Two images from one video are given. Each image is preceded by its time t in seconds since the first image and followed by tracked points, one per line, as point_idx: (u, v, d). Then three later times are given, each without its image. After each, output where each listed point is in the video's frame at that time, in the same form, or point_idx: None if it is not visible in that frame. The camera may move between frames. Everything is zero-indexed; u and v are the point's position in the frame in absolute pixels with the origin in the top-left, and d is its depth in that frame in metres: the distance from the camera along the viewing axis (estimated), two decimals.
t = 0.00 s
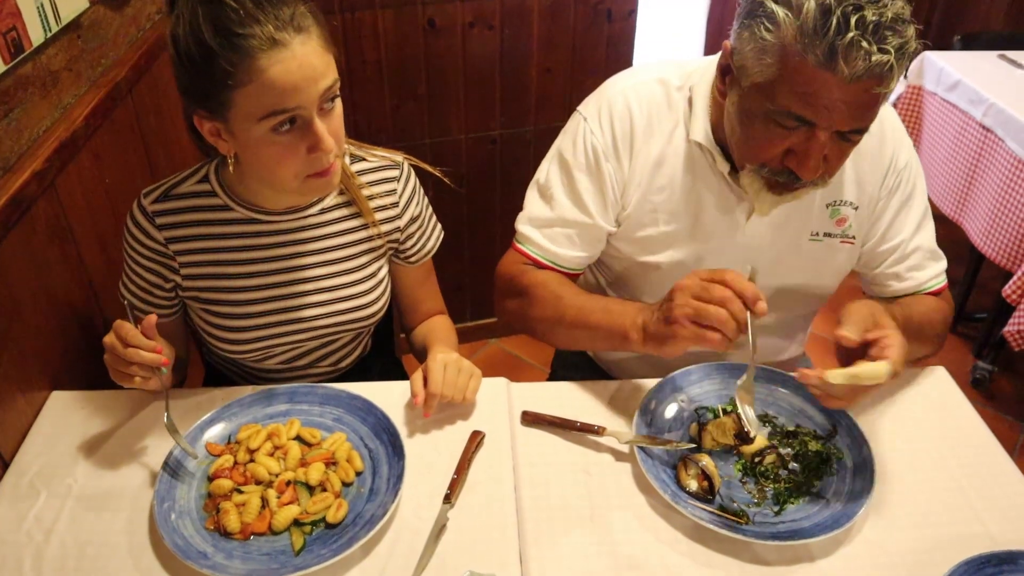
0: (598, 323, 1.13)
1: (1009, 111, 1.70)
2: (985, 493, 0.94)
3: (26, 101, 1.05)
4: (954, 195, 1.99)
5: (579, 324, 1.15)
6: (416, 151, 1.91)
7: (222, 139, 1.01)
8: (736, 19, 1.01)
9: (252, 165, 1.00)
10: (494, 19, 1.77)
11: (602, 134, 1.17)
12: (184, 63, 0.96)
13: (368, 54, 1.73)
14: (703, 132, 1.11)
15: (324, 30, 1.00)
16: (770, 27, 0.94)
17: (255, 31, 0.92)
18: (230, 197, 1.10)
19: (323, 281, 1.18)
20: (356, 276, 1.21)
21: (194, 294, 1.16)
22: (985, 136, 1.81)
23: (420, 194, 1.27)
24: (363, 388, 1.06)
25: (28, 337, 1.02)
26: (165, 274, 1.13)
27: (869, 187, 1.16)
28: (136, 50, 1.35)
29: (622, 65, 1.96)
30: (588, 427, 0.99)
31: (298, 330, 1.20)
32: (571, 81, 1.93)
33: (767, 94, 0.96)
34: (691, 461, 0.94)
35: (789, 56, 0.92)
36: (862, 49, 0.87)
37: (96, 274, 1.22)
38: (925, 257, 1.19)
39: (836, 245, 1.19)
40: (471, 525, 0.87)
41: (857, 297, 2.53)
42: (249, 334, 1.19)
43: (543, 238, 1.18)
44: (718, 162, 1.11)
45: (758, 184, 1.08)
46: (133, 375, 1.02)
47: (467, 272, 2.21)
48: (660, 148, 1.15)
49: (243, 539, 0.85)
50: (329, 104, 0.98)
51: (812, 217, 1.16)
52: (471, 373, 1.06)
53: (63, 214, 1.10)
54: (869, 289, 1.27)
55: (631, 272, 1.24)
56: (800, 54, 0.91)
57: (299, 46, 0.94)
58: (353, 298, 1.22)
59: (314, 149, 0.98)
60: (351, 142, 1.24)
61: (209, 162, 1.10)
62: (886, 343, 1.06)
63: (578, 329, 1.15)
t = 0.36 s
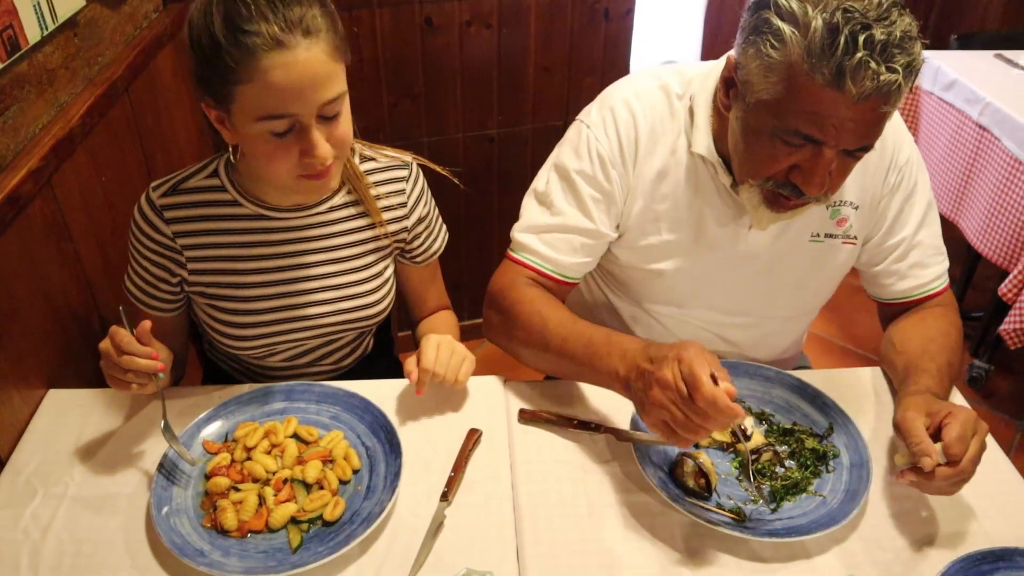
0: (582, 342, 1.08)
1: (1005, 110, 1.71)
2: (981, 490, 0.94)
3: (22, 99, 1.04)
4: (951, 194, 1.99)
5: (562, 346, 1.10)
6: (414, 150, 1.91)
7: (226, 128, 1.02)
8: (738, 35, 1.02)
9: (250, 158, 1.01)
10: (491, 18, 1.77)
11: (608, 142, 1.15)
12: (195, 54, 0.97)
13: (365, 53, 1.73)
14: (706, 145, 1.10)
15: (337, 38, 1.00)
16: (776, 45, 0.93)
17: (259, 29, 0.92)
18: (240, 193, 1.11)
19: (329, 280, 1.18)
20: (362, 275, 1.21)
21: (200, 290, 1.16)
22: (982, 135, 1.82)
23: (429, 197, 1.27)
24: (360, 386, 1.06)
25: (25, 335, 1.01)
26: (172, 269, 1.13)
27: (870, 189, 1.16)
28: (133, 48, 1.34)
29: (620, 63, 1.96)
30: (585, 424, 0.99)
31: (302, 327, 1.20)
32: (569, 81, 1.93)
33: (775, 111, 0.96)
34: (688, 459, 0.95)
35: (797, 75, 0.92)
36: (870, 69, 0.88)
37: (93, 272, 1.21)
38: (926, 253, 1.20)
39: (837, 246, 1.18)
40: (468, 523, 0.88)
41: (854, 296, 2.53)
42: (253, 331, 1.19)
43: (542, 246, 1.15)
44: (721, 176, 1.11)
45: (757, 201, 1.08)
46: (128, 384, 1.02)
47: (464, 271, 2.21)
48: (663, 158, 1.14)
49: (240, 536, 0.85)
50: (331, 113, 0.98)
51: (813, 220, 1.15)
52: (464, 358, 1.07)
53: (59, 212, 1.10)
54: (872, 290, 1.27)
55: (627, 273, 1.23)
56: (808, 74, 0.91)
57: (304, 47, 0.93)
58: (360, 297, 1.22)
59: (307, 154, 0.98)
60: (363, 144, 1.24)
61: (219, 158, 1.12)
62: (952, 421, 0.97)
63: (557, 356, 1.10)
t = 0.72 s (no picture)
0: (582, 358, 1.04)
1: (1005, 108, 1.71)
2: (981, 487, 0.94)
3: (22, 97, 1.04)
4: (950, 192, 1.99)
5: (563, 362, 1.05)
6: (414, 148, 1.92)
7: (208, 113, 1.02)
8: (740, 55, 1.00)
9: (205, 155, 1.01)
10: (491, 15, 1.77)
11: (609, 158, 1.13)
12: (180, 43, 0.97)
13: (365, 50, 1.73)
14: (707, 164, 1.08)
15: (307, 75, 0.97)
16: (778, 77, 0.91)
17: (213, 44, 0.91)
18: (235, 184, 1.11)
19: (317, 274, 1.18)
20: (352, 271, 1.21)
21: (189, 277, 1.16)
22: (981, 133, 1.82)
23: (424, 186, 1.28)
24: (361, 384, 1.06)
25: (25, 332, 1.01)
26: (163, 252, 1.12)
27: (873, 200, 1.15)
28: (133, 45, 1.34)
29: (620, 60, 1.96)
30: (585, 421, 1.00)
31: (288, 321, 1.20)
32: (569, 78, 1.93)
33: (779, 143, 0.94)
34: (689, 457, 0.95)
35: (801, 108, 0.90)
36: (875, 108, 0.86)
37: (93, 269, 1.21)
38: (934, 256, 1.19)
39: (838, 254, 1.18)
40: (469, 521, 0.88)
41: (853, 294, 2.54)
42: (238, 322, 1.19)
43: (545, 265, 1.12)
44: (722, 196, 1.09)
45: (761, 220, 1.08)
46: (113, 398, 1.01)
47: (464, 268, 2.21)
48: (661, 176, 1.12)
49: (241, 534, 0.85)
50: (273, 143, 0.97)
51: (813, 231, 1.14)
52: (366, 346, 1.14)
53: (58, 209, 1.10)
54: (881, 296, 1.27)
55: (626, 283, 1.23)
56: (812, 107, 0.89)
57: (249, 81, 0.92)
58: (348, 293, 1.22)
59: (235, 176, 0.98)
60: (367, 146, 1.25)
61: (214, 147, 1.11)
62: (955, 455, 0.93)
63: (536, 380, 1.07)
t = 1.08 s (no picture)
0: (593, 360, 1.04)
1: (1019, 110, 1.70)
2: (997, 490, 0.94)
3: (36, 90, 1.06)
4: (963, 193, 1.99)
5: (572, 369, 1.04)
6: (426, 145, 1.92)
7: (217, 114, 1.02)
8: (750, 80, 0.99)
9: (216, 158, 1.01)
10: (504, 13, 1.77)
11: (621, 173, 1.12)
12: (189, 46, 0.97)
13: (378, 47, 1.74)
14: (721, 186, 1.07)
15: (305, 75, 0.96)
16: (787, 114, 0.91)
17: (209, 45, 0.91)
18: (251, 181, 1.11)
19: (331, 272, 1.18)
20: (366, 269, 1.21)
21: (203, 270, 1.16)
22: (995, 134, 1.81)
23: (435, 190, 1.27)
24: (375, 381, 1.06)
25: (39, 326, 1.01)
26: (177, 245, 1.13)
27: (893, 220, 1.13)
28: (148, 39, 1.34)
29: (634, 58, 1.95)
30: (599, 419, 1.00)
31: (300, 317, 1.20)
32: (581, 76, 1.93)
33: (792, 181, 0.94)
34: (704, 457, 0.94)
35: (812, 148, 0.90)
36: (887, 147, 0.85)
37: (107, 264, 1.21)
38: (960, 267, 1.17)
39: (854, 271, 1.16)
40: (483, 519, 0.88)
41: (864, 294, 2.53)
42: (251, 317, 1.19)
43: (549, 276, 1.12)
44: (734, 216, 1.09)
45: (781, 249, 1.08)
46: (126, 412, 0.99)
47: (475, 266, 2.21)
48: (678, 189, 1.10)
49: (255, 529, 0.85)
50: (274, 142, 0.96)
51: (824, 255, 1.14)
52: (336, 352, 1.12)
53: (73, 203, 1.10)
54: (904, 308, 1.25)
55: (641, 294, 1.22)
56: (821, 147, 0.89)
57: (244, 80, 0.91)
58: (361, 292, 1.22)
59: (238, 177, 0.97)
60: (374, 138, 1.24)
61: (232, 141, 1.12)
62: (974, 472, 0.92)
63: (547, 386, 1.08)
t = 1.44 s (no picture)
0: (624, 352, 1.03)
1: None
2: None
3: (73, 81, 1.05)
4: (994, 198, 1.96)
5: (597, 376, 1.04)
6: (453, 140, 1.92)
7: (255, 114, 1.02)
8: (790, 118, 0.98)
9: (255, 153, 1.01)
10: (534, 10, 1.76)
11: (659, 192, 1.12)
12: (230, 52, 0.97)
13: (407, 42, 1.74)
14: (758, 215, 1.07)
15: (351, 53, 0.97)
16: (823, 152, 0.90)
17: (255, 23, 0.92)
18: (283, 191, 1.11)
19: (358, 280, 1.18)
20: (396, 278, 1.21)
21: (232, 272, 1.17)
22: None
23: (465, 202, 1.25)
24: (402, 377, 1.06)
25: (71, 315, 1.02)
26: (204, 246, 1.14)
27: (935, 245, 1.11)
28: (180, 33, 1.35)
29: (663, 57, 1.94)
30: (626, 421, 0.99)
31: (325, 321, 1.21)
32: (610, 75, 1.92)
33: (829, 220, 0.93)
34: (730, 458, 0.93)
35: (847, 186, 0.89)
36: (928, 181, 0.83)
37: (136, 254, 1.22)
38: (1003, 286, 1.15)
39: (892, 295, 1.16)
40: (508, 516, 0.88)
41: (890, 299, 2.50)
42: (278, 319, 1.20)
43: (577, 284, 1.12)
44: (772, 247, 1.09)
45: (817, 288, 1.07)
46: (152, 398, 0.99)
47: (498, 263, 2.21)
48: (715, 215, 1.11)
49: (281, 521, 0.86)
50: (316, 120, 0.95)
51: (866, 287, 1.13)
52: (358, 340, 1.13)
53: (105, 193, 1.10)
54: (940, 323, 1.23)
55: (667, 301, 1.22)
56: (858, 184, 0.88)
57: (292, 49, 0.91)
58: (387, 300, 1.22)
59: (278, 155, 0.96)
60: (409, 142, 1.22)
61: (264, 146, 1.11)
62: (1005, 483, 0.91)
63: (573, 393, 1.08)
